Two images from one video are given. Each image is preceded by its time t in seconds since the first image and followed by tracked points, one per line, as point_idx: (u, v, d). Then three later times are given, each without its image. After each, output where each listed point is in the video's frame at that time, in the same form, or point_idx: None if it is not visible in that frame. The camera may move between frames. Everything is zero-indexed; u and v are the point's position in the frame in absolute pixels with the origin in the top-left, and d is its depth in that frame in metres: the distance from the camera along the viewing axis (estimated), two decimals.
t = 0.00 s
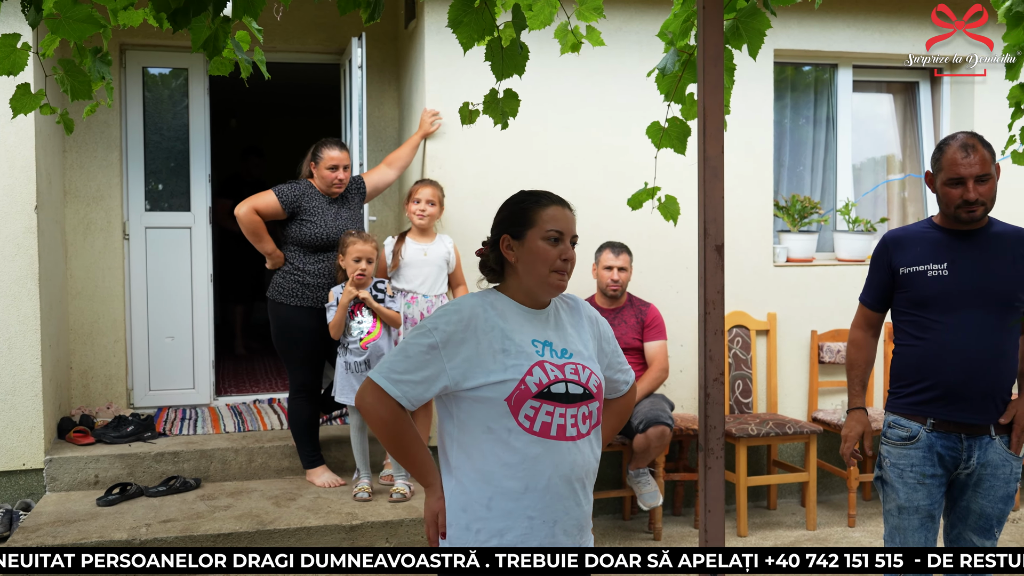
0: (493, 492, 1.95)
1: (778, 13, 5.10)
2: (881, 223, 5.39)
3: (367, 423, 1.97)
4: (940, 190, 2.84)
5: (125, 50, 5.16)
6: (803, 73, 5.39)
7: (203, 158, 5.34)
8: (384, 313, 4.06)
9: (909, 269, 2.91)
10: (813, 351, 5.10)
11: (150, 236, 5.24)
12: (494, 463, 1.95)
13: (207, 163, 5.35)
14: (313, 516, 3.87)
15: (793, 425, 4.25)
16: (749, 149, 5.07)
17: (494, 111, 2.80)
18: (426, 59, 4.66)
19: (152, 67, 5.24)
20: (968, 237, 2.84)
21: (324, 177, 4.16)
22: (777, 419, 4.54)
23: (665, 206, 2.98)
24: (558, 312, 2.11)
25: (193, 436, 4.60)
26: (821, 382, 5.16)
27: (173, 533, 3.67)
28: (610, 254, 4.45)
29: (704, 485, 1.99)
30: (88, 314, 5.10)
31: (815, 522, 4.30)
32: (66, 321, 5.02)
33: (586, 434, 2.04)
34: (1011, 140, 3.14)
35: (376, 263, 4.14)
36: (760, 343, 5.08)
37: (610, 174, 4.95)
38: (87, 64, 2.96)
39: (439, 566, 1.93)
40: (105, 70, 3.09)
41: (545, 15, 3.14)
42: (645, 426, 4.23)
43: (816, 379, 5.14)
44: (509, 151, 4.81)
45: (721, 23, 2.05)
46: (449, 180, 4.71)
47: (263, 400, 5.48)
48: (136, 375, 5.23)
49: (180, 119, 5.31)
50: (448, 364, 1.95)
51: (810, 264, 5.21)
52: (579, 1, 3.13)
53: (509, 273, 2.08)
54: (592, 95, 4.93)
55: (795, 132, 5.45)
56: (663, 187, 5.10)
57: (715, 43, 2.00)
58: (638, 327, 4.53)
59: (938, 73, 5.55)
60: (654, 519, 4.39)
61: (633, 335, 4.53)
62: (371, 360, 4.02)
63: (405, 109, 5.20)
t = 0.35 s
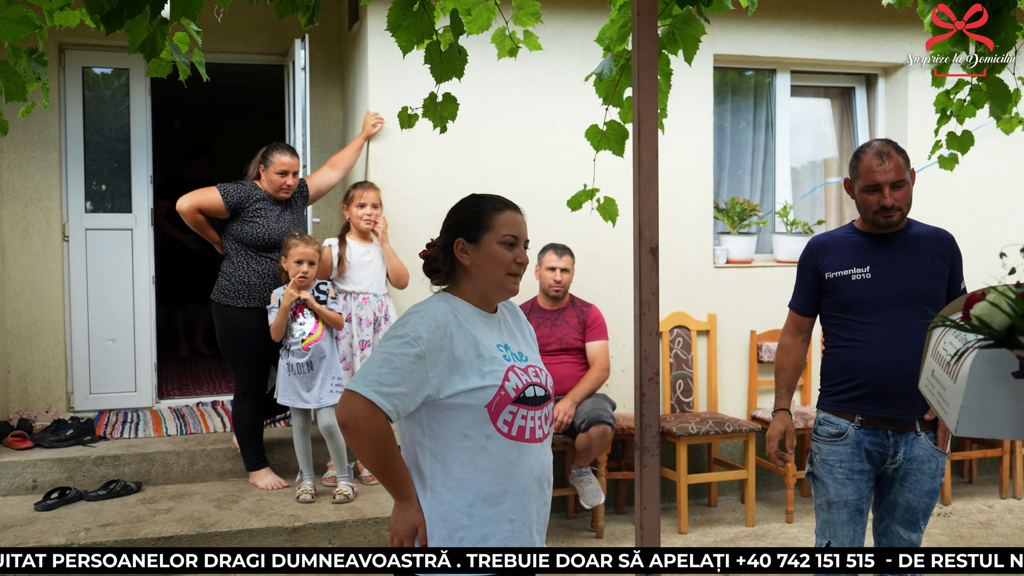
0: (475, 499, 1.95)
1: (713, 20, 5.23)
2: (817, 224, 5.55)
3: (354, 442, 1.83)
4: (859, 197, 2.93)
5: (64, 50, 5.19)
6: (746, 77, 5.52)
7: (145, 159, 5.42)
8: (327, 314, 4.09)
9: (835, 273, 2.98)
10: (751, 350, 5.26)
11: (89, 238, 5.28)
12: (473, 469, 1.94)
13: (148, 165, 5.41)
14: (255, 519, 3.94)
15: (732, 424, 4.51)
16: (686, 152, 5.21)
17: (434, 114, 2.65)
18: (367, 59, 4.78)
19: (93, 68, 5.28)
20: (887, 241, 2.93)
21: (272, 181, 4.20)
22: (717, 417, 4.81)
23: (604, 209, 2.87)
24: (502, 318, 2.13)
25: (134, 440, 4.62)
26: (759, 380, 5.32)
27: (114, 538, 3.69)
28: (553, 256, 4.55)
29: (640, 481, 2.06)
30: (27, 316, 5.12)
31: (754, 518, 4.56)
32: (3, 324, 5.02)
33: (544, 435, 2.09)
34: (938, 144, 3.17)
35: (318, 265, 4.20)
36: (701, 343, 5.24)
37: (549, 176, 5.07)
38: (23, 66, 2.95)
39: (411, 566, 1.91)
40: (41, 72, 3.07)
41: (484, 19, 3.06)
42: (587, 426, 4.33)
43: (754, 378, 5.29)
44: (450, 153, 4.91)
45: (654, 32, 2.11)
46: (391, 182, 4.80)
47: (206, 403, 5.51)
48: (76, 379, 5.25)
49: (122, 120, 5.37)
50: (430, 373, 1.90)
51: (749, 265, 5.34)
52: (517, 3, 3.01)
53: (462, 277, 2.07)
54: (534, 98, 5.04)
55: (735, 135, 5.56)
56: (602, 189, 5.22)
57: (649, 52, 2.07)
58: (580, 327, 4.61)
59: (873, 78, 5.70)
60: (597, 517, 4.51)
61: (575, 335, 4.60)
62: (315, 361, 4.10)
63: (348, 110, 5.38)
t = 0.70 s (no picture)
0: (430, 496, 1.89)
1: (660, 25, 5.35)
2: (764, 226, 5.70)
3: (308, 439, 1.79)
4: (799, 200, 3.02)
5: (14, 48, 5.19)
6: (696, 80, 5.64)
7: (97, 159, 5.42)
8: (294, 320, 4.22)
9: (773, 273, 3.07)
10: (700, 349, 5.41)
11: (41, 237, 5.27)
12: (426, 466, 1.89)
13: (100, 164, 5.42)
14: (208, 516, 3.96)
15: (680, 421, 4.78)
16: (633, 154, 5.34)
17: (381, 118, 2.64)
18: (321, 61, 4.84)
19: (43, 67, 5.27)
20: (824, 243, 3.03)
21: (226, 182, 4.22)
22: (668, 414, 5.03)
23: (553, 209, 2.85)
24: (459, 316, 2.09)
25: (86, 440, 4.62)
26: (707, 378, 5.47)
27: (66, 536, 3.70)
28: (504, 255, 4.67)
29: (586, 476, 1.98)
30: None
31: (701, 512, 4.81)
32: None
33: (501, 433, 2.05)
34: (874, 148, 3.20)
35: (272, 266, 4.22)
36: (651, 342, 5.36)
37: (500, 177, 5.16)
38: None
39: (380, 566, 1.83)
40: None
41: (437, 23, 2.97)
42: (538, 423, 4.48)
43: (703, 375, 5.44)
44: (404, 154, 4.98)
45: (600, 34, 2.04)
46: (345, 183, 4.86)
47: (159, 403, 5.51)
48: (27, 379, 5.23)
49: (74, 119, 5.37)
50: (385, 373, 1.84)
51: (698, 265, 5.48)
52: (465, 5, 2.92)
53: (417, 276, 2.02)
54: (485, 100, 5.13)
55: (684, 138, 5.68)
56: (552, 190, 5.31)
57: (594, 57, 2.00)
58: (530, 326, 4.74)
59: (818, 83, 5.84)
60: (549, 512, 4.66)
61: (526, 334, 4.73)
62: (268, 359, 4.13)
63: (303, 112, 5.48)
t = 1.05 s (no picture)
0: (412, 488, 1.95)
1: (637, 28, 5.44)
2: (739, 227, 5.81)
3: (289, 430, 1.86)
4: (770, 204, 3.11)
5: None
6: (673, 83, 5.74)
7: (81, 160, 5.44)
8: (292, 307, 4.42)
9: (745, 274, 3.16)
10: (677, 347, 5.51)
11: (25, 238, 5.28)
12: (410, 458, 1.95)
13: (84, 165, 5.44)
14: (195, 512, 4.01)
15: (658, 418, 4.87)
16: (612, 157, 5.43)
17: (365, 120, 2.69)
18: (304, 64, 4.88)
19: (25, 68, 5.28)
20: (794, 243, 3.13)
21: (210, 183, 4.27)
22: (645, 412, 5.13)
23: (533, 210, 2.93)
24: (447, 312, 2.15)
25: (72, 438, 4.66)
26: (684, 376, 5.57)
27: (54, 532, 3.75)
28: (484, 256, 4.75)
29: (566, 471, 2.02)
30: None
31: (679, 507, 4.92)
32: None
33: (485, 427, 2.11)
34: (844, 151, 3.26)
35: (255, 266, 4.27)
36: (629, 340, 5.46)
37: (480, 178, 5.23)
38: None
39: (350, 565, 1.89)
40: None
41: (418, 29, 3.03)
42: (519, 420, 4.57)
43: (680, 373, 5.54)
44: (386, 156, 5.04)
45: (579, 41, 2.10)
46: (328, 184, 4.91)
47: (143, 402, 5.54)
48: (11, 379, 5.24)
49: (56, 120, 5.38)
50: (368, 367, 1.90)
51: (675, 265, 5.58)
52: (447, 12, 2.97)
53: (405, 274, 2.08)
54: (466, 102, 5.20)
55: (661, 140, 5.77)
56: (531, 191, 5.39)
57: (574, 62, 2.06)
58: (511, 324, 4.82)
59: (792, 86, 5.97)
60: (529, 508, 4.75)
61: (506, 332, 4.81)
62: (247, 359, 4.16)
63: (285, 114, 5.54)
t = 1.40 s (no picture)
0: (400, 481, 1.98)
1: (628, 29, 5.48)
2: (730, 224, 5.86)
3: (284, 421, 1.90)
4: (756, 204, 3.16)
5: None
6: (664, 82, 5.78)
7: (77, 158, 5.46)
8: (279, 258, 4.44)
9: (734, 272, 3.21)
10: (668, 343, 5.56)
11: (21, 236, 5.31)
12: (398, 452, 1.99)
13: (80, 163, 5.46)
14: (191, 507, 4.05)
15: (649, 413, 4.92)
16: (604, 155, 5.48)
17: (360, 119, 2.73)
18: (299, 63, 4.92)
19: (21, 67, 5.30)
20: (780, 243, 3.18)
21: (205, 181, 4.30)
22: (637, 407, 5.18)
23: (524, 207, 2.97)
24: (441, 307, 2.20)
25: (69, 434, 4.70)
26: (676, 372, 5.62)
27: (52, 526, 3.80)
28: (478, 253, 4.79)
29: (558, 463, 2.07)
30: None
31: (671, 502, 4.98)
32: None
33: (475, 424, 2.14)
34: (832, 149, 3.31)
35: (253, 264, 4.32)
36: (621, 337, 5.51)
37: (473, 176, 5.27)
38: None
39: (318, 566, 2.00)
40: None
41: (412, 30, 3.07)
42: (512, 415, 4.61)
43: (672, 369, 5.59)
44: (380, 154, 5.07)
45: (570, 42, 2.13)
46: (323, 183, 4.95)
47: (139, 398, 5.58)
48: (8, 376, 5.27)
49: (52, 119, 5.41)
50: (360, 362, 1.95)
51: (666, 262, 5.64)
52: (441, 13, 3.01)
53: (399, 268, 2.12)
54: (459, 101, 5.23)
55: (653, 138, 5.82)
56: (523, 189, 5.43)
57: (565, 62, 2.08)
58: (504, 321, 4.88)
59: (782, 86, 6.02)
60: (522, 502, 4.80)
61: (499, 329, 4.86)
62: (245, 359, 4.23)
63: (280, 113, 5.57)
